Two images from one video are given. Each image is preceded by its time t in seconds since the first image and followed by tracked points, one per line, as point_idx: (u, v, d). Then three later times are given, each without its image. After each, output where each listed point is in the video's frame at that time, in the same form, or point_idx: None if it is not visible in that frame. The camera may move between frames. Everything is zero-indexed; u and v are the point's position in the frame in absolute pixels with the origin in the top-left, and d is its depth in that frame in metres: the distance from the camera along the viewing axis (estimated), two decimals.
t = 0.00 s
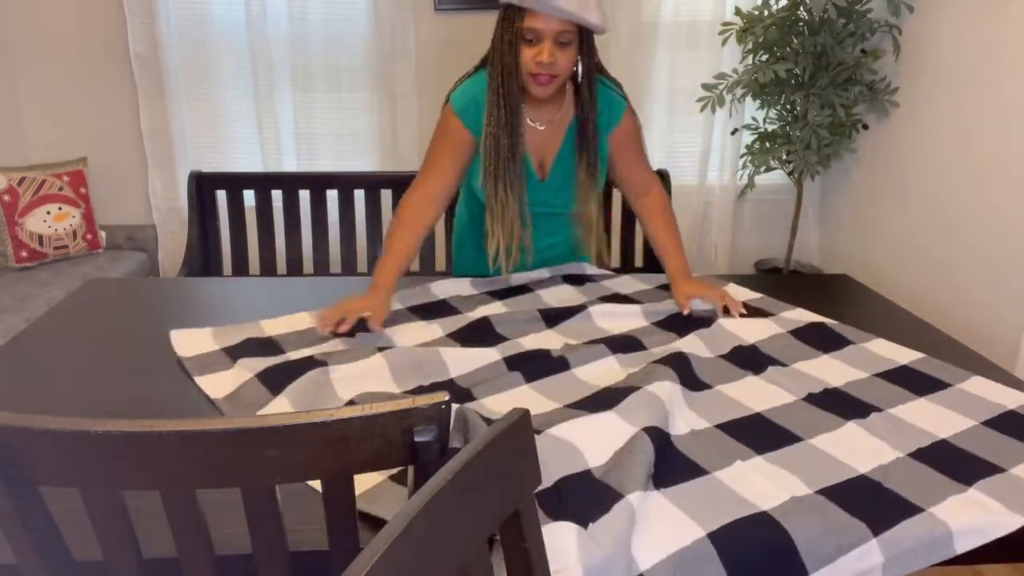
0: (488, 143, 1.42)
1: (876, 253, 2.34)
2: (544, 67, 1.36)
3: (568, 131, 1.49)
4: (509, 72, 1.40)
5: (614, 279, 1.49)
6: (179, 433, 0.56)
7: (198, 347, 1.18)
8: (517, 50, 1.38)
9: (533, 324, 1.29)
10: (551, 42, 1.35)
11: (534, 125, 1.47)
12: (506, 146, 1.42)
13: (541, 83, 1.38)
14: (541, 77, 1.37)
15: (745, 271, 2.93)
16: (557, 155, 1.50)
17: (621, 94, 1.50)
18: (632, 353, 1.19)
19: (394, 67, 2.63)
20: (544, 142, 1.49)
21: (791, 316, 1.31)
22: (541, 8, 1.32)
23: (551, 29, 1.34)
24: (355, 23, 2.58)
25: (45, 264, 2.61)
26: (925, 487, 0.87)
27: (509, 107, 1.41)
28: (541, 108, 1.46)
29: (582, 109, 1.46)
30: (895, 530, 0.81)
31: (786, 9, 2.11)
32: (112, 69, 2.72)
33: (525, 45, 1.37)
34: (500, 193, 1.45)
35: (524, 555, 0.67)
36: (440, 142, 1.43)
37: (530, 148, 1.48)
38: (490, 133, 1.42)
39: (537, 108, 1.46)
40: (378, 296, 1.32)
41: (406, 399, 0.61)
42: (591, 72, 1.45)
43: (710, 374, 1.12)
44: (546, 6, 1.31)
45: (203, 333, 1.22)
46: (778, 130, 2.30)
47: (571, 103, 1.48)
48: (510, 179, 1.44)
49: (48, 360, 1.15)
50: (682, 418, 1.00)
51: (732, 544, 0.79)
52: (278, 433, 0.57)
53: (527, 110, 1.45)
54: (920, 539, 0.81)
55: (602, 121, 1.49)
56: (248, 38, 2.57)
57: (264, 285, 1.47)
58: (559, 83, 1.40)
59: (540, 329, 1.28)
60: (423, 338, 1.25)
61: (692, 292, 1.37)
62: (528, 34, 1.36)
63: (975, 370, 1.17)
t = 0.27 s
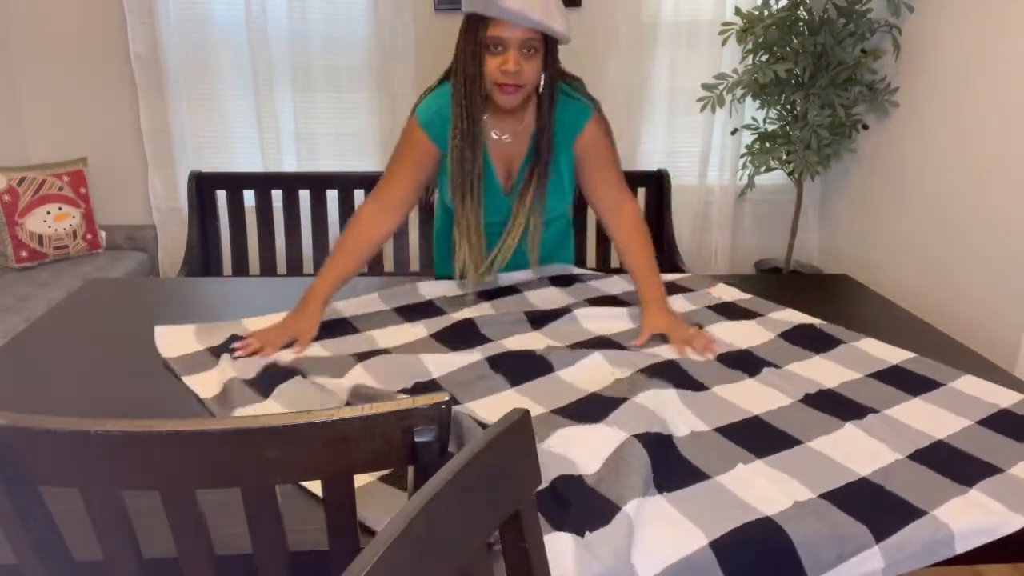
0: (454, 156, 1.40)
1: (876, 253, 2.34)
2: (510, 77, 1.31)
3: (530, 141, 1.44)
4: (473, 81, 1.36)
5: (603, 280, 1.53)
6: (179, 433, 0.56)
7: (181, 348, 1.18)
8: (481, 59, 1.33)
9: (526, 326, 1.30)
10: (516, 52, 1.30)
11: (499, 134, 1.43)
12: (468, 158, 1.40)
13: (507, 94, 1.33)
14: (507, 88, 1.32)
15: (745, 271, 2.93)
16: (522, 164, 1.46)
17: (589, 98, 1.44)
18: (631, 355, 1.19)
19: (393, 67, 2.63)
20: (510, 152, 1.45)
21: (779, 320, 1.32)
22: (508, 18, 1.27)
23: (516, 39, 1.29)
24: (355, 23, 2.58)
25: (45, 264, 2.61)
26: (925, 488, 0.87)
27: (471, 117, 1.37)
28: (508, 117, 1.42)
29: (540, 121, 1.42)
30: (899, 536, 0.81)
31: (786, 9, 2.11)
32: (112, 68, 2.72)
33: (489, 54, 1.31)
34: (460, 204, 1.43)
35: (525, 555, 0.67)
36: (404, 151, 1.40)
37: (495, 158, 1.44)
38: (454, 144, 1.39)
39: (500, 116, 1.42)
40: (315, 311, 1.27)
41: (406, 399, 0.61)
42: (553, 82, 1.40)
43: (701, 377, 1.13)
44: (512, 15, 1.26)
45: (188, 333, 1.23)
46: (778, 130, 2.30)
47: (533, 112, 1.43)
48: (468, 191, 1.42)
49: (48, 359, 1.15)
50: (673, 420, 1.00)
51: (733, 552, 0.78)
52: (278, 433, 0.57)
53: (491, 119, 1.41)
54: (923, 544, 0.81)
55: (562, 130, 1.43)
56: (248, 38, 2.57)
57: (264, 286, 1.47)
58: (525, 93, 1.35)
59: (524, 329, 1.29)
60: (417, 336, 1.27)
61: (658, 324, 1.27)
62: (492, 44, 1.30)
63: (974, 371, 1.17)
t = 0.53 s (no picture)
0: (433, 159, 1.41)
1: (876, 254, 2.34)
2: (488, 81, 1.32)
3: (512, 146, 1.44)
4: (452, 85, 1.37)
5: (570, 281, 1.53)
6: (179, 433, 0.56)
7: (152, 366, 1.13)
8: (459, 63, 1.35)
9: (521, 329, 1.31)
10: (494, 56, 1.32)
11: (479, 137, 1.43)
12: (447, 161, 1.41)
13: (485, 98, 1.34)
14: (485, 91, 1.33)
15: (745, 271, 2.93)
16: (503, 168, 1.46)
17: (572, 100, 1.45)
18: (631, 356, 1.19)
19: (393, 67, 2.63)
20: (490, 155, 1.45)
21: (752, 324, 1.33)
22: (486, 22, 1.28)
23: (494, 43, 1.31)
24: (355, 23, 2.58)
25: (45, 265, 2.61)
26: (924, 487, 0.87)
27: (449, 120, 1.39)
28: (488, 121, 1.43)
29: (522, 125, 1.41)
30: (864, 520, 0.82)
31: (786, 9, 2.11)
32: (112, 68, 2.72)
33: (467, 58, 1.33)
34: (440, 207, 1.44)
35: (524, 554, 0.67)
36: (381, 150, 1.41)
37: (475, 161, 1.45)
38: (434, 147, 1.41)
39: (481, 121, 1.42)
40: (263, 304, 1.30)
41: (406, 398, 0.61)
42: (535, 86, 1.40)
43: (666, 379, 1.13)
44: (490, 20, 1.27)
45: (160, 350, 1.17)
46: (778, 130, 2.30)
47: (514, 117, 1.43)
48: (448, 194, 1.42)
49: (48, 360, 1.15)
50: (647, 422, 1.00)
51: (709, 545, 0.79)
52: (278, 433, 0.57)
53: (471, 123, 1.42)
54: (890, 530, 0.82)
55: (544, 135, 1.43)
56: (247, 38, 2.57)
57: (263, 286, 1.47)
58: (504, 96, 1.36)
59: (466, 329, 1.30)
60: (412, 336, 1.27)
61: (599, 329, 1.26)
62: (471, 48, 1.32)
63: (974, 371, 1.18)
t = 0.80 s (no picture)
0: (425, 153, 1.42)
1: (876, 254, 2.34)
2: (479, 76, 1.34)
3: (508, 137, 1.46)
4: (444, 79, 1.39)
5: (570, 281, 1.52)
6: (179, 433, 0.56)
7: (145, 365, 1.13)
8: (449, 58, 1.36)
9: (520, 329, 1.30)
10: (485, 49, 1.33)
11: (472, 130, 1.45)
12: (445, 156, 1.42)
13: (477, 92, 1.36)
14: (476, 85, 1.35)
15: (745, 271, 2.93)
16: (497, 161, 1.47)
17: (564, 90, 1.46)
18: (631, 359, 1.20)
19: (393, 67, 2.63)
20: (484, 148, 1.47)
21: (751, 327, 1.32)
22: (474, 19, 1.29)
23: (482, 38, 1.32)
24: (355, 24, 2.59)
25: (45, 265, 2.61)
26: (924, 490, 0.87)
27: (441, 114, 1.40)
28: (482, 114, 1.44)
29: (518, 115, 1.43)
30: (851, 527, 0.81)
31: (787, 9, 2.11)
32: (112, 68, 2.71)
33: (457, 53, 1.35)
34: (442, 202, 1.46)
35: (524, 554, 0.67)
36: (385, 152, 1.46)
37: (469, 154, 1.46)
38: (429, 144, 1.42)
39: (475, 114, 1.44)
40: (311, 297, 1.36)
41: (406, 398, 0.61)
42: (527, 76, 1.42)
43: (661, 382, 1.13)
44: (479, 16, 1.28)
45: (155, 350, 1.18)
46: (778, 130, 2.30)
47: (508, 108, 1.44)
48: (448, 189, 1.44)
49: (48, 360, 1.15)
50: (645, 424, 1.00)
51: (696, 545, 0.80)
52: (278, 433, 0.57)
53: (464, 116, 1.44)
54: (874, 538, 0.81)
55: (539, 123, 1.45)
56: (248, 37, 2.57)
57: (263, 286, 1.47)
58: (496, 89, 1.37)
59: (465, 329, 1.30)
60: (412, 337, 1.27)
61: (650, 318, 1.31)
62: (461, 42, 1.33)
63: (974, 371, 1.18)
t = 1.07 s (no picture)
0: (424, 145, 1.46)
1: (877, 254, 2.34)
2: (475, 70, 1.38)
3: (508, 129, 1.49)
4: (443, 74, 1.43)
5: (572, 278, 1.49)
6: (178, 433, 0.56)
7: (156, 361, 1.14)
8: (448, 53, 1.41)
9: (522, 325, 1.30)
10: (481, 44, 1.37)
11: (471, 123, 1.48)
12: (444, 148, 1.46)
13: (474, 85, 1.40)
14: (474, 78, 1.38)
15: (745, 271, 2.93)
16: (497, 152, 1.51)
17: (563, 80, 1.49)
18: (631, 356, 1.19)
19: (393, 67, 2.63)
20: (483, 140, 1.50)
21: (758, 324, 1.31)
22: (469, 14, 1.33)
23: (479, 32, 1.36)
24: (355, 24, 2.59)
25: (45, 265, 2.61)
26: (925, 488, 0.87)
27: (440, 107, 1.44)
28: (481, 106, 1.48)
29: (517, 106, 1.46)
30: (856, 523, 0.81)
31: (787, 9, 2.11)
32: (113, 68, 2.71)
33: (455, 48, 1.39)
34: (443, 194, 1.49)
35: (524, 555, 0.67)
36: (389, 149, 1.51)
37: (468, 146, 1.50)
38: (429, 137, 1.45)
39: (474, 107, 1.47)
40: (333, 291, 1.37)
41: (406, 398, 0.61)
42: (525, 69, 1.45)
43: (666, 374, 1.13)
44: (474, 11, 1.32)
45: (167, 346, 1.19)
46: (778, 130, 2.30)
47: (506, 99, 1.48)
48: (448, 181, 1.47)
49: (48, 360, 1.15)
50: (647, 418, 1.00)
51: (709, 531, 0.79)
52: (278, 433, 0.57)
53: (464, 109, 1.47)
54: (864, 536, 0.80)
55: (538, 114, 1.49)
56: (248, 37, 2.57)
57: (264, 285, 1.47)
58: (494, 82, 1.41)
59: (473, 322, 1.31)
60: (412, 335, 1.27)
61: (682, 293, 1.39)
62: (459, 37, 1.37)
63: (975, 370, 1.17)
